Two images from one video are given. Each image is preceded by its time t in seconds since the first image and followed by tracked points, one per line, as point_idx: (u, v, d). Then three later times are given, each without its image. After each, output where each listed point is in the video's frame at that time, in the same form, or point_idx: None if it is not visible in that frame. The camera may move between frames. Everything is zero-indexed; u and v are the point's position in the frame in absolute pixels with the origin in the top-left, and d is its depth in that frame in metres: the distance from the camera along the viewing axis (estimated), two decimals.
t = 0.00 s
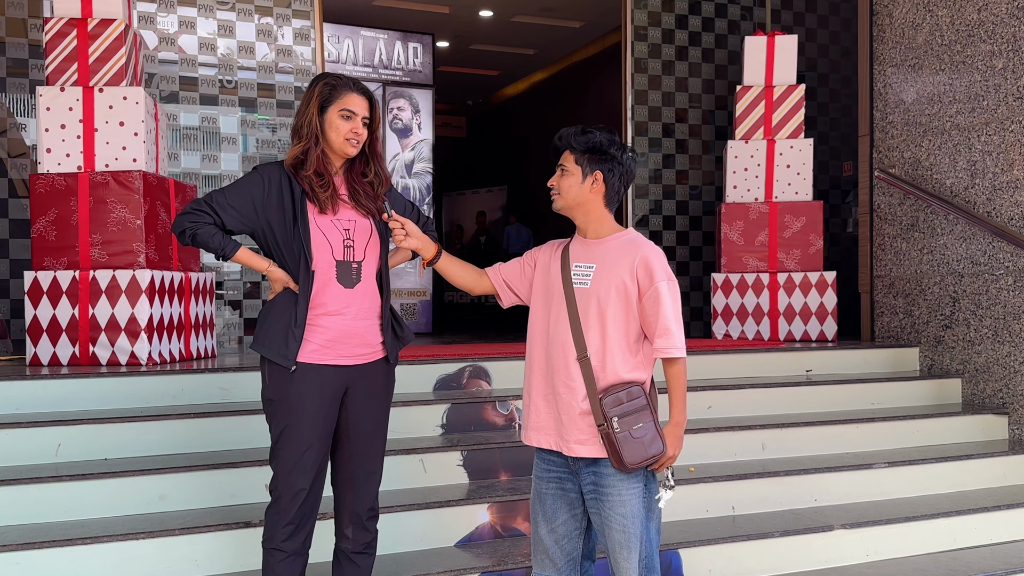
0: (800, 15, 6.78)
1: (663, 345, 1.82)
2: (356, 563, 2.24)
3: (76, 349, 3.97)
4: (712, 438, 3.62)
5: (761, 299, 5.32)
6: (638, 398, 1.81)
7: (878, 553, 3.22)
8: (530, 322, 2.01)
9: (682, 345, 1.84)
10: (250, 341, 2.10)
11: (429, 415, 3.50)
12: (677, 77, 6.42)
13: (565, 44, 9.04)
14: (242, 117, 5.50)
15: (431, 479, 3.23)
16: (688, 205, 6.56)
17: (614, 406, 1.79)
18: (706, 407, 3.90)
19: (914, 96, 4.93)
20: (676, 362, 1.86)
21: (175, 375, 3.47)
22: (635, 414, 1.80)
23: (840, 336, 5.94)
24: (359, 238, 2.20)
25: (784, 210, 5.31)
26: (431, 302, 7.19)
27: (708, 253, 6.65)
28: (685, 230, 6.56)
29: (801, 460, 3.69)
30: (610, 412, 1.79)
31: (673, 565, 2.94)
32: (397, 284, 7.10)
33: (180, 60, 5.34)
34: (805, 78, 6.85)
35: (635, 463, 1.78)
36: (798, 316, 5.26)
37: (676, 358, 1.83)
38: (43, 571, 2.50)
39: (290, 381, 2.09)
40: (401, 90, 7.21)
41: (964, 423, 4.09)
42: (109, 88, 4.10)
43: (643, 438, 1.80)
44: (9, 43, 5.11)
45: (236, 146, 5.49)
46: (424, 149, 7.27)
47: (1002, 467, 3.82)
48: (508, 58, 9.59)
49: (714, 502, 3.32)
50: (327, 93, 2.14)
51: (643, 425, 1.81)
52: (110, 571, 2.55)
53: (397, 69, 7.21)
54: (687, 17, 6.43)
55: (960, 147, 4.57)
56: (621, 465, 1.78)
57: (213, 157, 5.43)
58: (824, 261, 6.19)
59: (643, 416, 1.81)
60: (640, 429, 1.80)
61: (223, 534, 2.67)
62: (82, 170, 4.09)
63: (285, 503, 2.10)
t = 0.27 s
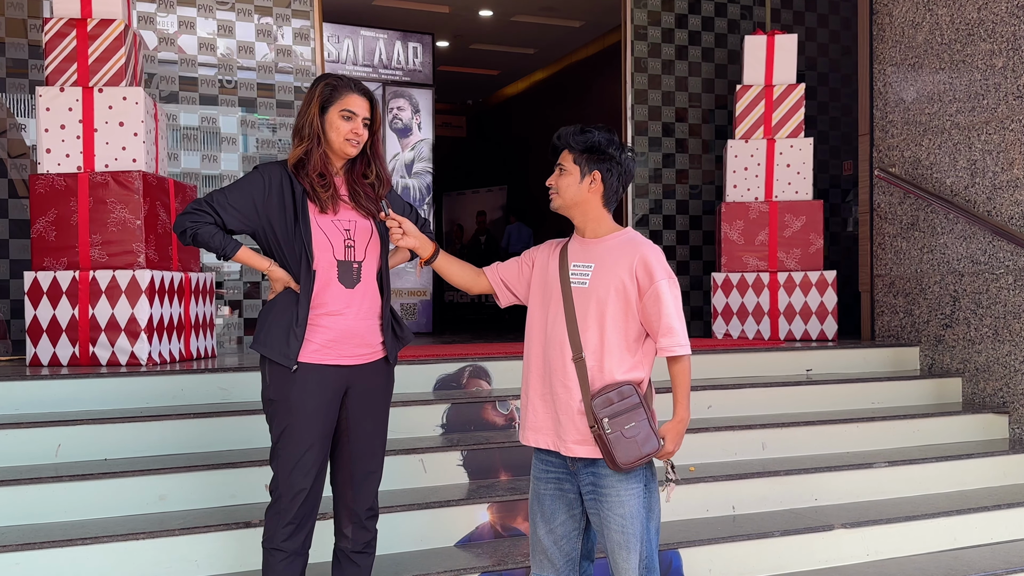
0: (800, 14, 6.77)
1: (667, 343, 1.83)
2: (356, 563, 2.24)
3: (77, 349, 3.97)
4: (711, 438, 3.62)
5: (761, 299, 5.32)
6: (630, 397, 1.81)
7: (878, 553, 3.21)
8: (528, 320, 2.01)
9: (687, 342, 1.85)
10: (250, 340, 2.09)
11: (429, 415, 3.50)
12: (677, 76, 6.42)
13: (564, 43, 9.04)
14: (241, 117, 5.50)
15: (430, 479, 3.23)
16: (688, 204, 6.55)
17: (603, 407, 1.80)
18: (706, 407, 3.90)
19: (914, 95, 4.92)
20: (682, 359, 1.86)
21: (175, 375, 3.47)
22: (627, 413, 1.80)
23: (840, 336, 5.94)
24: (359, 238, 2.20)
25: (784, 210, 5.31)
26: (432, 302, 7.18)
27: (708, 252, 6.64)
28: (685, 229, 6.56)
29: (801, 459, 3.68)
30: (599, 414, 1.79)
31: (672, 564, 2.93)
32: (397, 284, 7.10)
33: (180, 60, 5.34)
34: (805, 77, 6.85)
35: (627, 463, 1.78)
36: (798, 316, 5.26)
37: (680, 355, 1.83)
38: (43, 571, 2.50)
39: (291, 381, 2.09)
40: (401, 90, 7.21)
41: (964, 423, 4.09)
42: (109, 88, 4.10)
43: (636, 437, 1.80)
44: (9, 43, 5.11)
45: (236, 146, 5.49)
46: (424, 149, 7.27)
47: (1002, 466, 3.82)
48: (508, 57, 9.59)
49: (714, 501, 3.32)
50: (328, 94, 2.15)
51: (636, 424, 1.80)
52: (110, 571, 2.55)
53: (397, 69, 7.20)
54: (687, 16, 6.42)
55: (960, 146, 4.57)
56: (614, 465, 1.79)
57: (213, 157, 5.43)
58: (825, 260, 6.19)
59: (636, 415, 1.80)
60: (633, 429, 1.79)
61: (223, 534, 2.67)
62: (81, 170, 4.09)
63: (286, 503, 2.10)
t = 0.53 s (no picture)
0: (800, 14, 6.77)
1: (667, 346, 1.82)
2: (356, 563, 2.24)
3: (78, 350, 3.98)
4: (712, 438, 3.62)
5: (762, 298, 5.32)
6: (634, 397, 1.82)
7: (879, 552, 3.21)
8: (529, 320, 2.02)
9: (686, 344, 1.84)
10: (252, 340, 2.09)
11: (430, 415, 3.50)
12: (678, 76, 6.42)
13: (565, 43, 9.04)
14: (242, 118, 5.50)
15: (431, 479, 3.23)
16: (689, 204, 6.55)
17: (609, 405, 1.80)
18: (706, 407, 3.90)
19: (914, 94, 4.92)
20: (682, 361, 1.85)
21: (176, 376, 3.47)
22: (631, 413, 1.80)
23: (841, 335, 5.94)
24: (360, 238, 2.21)
25: (785, 209, 5.31)
26: (432, 302, 7.19)
27: (709, 252, 6.64)
28: (686, 229, 6.56)
29: (802, 459, 3.68)
30: (605, 413, 1.79)
31: (673, 564, 2.93)
32: (398, 284, 7.10)
33: (181, 60, 5.34)
34: (805, 77, 6.85)
35: (631, 463, 1.78)
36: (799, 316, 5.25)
37: (680, 357, 1.83)
38: (44, 572, 2.50)
39: (291, 382, 2.09)
40: (401, 90, 7.21)
41: (965, 422, 4.09)
42: (110, 89, 4.11)
43: (640, 438, 1.80)
44: (10, 44, 5.11)
45: (237, 147, 5.50)
46: (425, 149, 7.28)
47: (1003, 466, 3.81)
48: (509, 58, 9.59)
49: (715, 501, 3.32)
50: (329, 94, 2.14)
51: (640, 424, 1.81)
52: (112, 572, 2.55)
53: (397, 69, 7.20)
54: (687, 16, 6.42)
55: (961, 145, 4.57)
56: (617, 465, 1.78)
57: (214, 158, 5.44)
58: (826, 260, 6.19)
59: (639, 416, 1.81)
60: (636, 428, 1.80)
61: (224, 534, 2.68)
62: (82, 171, 4.09)
63: (286, 503, 2.10)
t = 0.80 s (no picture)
0: (801, 14, 6.77)
1: (665, 348, 1.80)
2: (358, 563, 2.24)
3: (81, 351, 3.99)
4: (714, 438, 3.62)
5: (764, 298, 5.33)
6: (641, 400, 1.82)
7: (881, 552, 3.21)
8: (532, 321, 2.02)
9: (685, 347, 1.82)
10: (254, 341, 2.09)
11: (431, 416, 3.51)
12: (679, 77, 6.42)
13: (566, 44, 9.05)
14: (244, 119, 5.51)
15: (433, 479, 3.23)
16: (691, 204, 6.55)
17: (617, 407, 1.80)
18: (708, 407, 3.90)
19: (915, 94, 4.92)
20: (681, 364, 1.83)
21: (178, 377, 3.48)
22: (638, 416, 1.81)
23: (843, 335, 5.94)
24: (361, 239, 2.21)
25: (786, 209, 5.30)
26: (434, 302, 7.19)
27: (711, 252, 6.65)
28: (688, 229, 6.56)
29: (803, 459, 3.68)
30: (613, 414, 1.80)
31: (676, 565, 2.94)
32: (400, 285, 7.11)
33: (182, 62, 5.35)
34: (806, 77, 6.85)
35: (636, 465, 1.78)
36: (801, 315, 5.25)
37: (677, 360, 1.80)
38: (48, 573, 2.51)
39: (293, 382, 2.09)
40: (403, 91, 7.21)
41: (967, 422, 4.08)
42: (112, 91, 4.11)
43: (646, 440, 1.81)
44: (12, 46, 5.12)
45: (239, 148, 5.50)
46: (426, 150, 7.28)
47: (1004, 465, 3.81)
48: (510, 58, 9.59)
49: (717, 501, 3.32)
50: (335, 99, 2.13)
51: (646, 427, 1.81)
52: (115, 573, 2.55)
53: (399, 70, 7.21)
54: (688, 16, 6.42)
55: (962, 145, 4.57)
56: (622, 467, 1.79)
57: (215, 159, 5.44)
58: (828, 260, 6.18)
59: (646, 419, 1.81)
60: (643, 432, 1.80)
61: (227, 535, 2.68)
62: (84, 173, 4.10)
63: (289, 503, 2.10)
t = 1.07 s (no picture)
0: (803, 13, 6.77)
1: (661, 348, 1.80)
2: (361, 564, 2.24)
3: (83, 352, 4.00)
4: (717, 437, 3.62)
5: (766, 298, 5.33)
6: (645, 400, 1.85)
7: (884, 551, 3.21)
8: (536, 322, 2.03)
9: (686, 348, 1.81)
10: (255, 342, 2.09)
11: (434, 417, 3.51)
12: (681, 76, 6.42)
13: (567, 44, 9.05)
14: (246, 120, 5.52)
15: (435, 480, 3.23)
16: (693, 204, 6.56)
17: (623, 407, 1.81)
18: (710, 407, 3.91)
19: (917, 93, 4.92)
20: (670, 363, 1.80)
21: (181, 377, 3.48)
22: (641, 418, 1.82)
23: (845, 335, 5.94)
24: (364, 240, 2.21)
25: (788, 209, 5.30)
26: (436, 303, 7.19)
27: (712, 252, 6.65)
28: (690, 229, 6.56)
29: (806, 458, 3.68)
30: (619, 414, 1.80)
31: (678, 564, 2.94)
32: (402, 285, 7.12)
33: (184, 63, 5.36)
34: (808, 77, 6.85)
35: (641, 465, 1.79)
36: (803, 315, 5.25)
37: (671, 359, 1.79)
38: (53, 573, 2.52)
39: (297, 383, 2.09)
40: (405, 92, 7.22)
41: (969, 421, 4.08)
42: (114, 92, 4.12)
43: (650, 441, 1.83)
44: (14, 48, 5.13)
45: (241, 149, 5.51)
46: (428, 151, 7.29)
47: (1007, 464, 3.81)
48: (511, 58, 9.59)
49: (720, 501, 3.32)
50: (333, 97, 2.15)
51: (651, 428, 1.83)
52: (119, 573, 2.56)
53: (401, 71, 7.21)
54: (690, 16, 6.42)
55: (964, 144, 4.56)
56: (626, 467, 1.79)
57: (218, 161, 5.45)
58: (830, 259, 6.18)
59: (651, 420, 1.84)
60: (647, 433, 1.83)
61: (230, 535, 2.69)
62: (87, 174, 4.11)
63: (292, 504, 2.10)
